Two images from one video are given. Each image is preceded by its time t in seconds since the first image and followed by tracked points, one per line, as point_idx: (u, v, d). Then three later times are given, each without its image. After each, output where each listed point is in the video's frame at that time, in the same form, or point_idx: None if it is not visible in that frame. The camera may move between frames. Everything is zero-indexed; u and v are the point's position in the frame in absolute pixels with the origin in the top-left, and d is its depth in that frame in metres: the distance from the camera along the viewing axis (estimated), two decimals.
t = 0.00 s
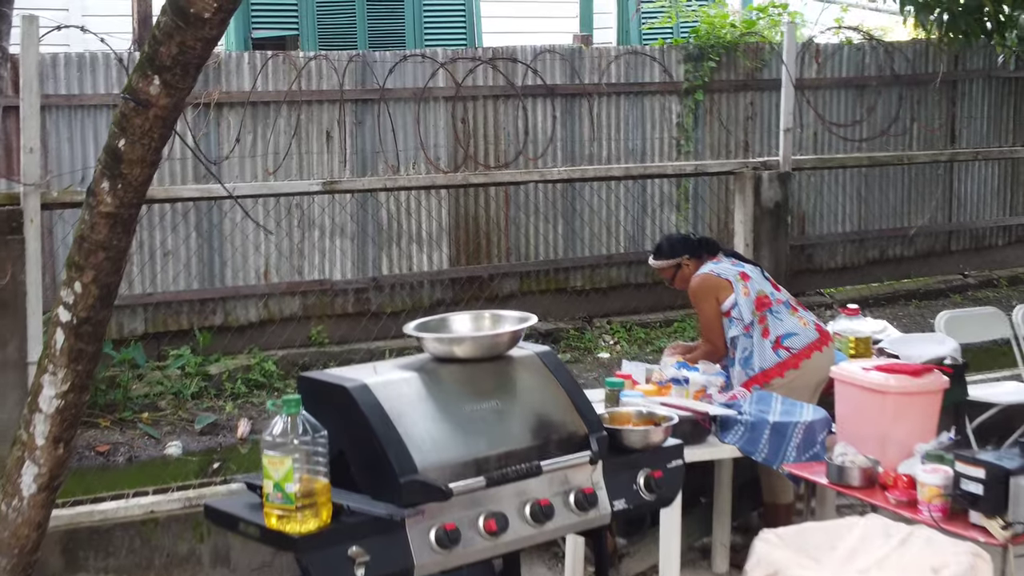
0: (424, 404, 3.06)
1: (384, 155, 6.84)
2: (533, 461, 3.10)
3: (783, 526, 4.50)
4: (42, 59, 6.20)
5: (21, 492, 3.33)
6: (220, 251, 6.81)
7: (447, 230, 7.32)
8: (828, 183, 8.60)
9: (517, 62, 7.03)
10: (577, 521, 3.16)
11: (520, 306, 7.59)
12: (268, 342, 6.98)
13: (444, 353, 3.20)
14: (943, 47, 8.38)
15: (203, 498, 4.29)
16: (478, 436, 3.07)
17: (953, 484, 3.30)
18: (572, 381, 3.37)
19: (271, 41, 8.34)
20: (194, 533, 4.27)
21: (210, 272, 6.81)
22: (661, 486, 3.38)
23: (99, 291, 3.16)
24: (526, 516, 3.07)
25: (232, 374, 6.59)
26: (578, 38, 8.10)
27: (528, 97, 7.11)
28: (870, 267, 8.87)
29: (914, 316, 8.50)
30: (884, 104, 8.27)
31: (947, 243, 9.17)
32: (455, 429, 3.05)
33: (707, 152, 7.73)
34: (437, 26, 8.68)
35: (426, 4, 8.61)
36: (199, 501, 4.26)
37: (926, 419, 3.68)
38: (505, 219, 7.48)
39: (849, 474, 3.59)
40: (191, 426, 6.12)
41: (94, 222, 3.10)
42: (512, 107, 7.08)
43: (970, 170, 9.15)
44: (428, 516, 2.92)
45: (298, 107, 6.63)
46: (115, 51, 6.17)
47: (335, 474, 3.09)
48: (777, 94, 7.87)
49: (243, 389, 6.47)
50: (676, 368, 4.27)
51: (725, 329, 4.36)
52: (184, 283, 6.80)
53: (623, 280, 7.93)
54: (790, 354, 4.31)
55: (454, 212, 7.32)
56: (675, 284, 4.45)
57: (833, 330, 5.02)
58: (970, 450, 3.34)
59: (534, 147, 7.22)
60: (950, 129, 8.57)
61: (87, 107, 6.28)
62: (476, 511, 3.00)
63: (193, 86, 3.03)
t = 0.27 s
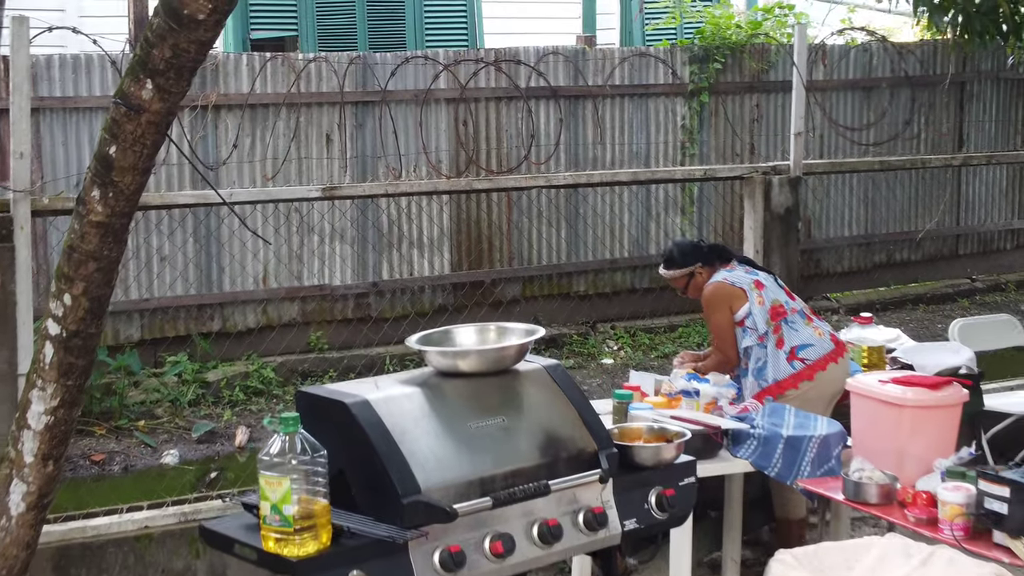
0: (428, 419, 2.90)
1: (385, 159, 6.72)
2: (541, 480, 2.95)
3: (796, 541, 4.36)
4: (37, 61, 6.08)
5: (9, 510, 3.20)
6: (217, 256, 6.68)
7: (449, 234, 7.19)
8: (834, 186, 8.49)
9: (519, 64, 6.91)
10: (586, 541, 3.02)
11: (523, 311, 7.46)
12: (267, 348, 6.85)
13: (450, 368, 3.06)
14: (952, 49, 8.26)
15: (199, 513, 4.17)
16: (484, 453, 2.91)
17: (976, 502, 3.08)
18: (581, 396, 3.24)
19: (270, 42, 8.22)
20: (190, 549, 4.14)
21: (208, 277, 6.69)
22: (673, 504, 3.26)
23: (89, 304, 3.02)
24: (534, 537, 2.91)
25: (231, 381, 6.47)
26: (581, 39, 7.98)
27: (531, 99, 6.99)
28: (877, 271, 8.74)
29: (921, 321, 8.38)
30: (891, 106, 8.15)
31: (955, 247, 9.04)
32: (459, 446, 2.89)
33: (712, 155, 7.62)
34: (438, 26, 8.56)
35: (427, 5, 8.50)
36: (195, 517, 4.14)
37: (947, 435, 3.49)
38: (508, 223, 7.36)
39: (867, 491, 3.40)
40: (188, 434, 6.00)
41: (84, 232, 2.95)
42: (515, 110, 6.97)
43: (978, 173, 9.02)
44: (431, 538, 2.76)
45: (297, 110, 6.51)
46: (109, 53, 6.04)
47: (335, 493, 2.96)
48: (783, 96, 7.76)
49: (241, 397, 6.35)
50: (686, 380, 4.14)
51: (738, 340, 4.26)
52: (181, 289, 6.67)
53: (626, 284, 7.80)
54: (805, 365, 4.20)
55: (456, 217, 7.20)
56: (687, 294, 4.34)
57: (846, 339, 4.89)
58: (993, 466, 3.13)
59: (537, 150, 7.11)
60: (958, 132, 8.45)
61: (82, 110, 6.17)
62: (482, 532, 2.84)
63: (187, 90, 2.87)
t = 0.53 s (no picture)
0: (431, 426, 2.83)
1: (385, 160, 6.65)
2: (545, 488, 2.88)
3: (804, 547, 4.30)
4: (34, 60, 6.01)
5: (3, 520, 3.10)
6: (216, 259, 6.62)
7: (449, 235, 7.13)
8: (838, 187, 8.43)
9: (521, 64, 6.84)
10: (591, 551, 2.96)
11: (524, 313, 7.39)
12: (268, 350, 6.77)
13: (456, 376, 3.00)
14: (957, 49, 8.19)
15: (197, 520, 4.11)
16: (487, 461, 2.83)
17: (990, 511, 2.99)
18: (587, 403, 3.17)
19: (269, 42, 8.15)
20: (188, 556, 4.09)
21: (206, 279, 6.62)
22: (680, 513, 3.20)
23: (84, 309, 2.89)
24: (539, 547, 2.84)
25: (230, 384, 6.40)
26: (583, 38, 7.91)
27: (532, 100, 6.93)
28: (881, 273, 8.68)
29: (925, 323, 8.32)
30: (896, 107, 8.09)
31: (959, 248, 8.97)
32: (462, 453, 2.81)
33: (715, 156, 7.55)
34: (438, 26, 8.50)
35: (427, 4, 8.43)
36: (194, 524, 4.08)
37: (957, 440, 3.42)
38: (509, 224, 7.29)
39: (877, 498, 3.31)
40: (187, 438, 5.93)
41: (78, 235, 2.82)
42: (516, 110, 6.90)
43: (983, 173, 8.96)
44: (434, 548, 2.67)
45: (297, 110, 6.44)
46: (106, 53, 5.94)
47: (334, 501, 2.88)
48: (787, 96, 7.69)
49: (240, 400, 6.29)
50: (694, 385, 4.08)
51: (747, 345, 4.21)
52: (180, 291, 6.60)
53: (629, 285, 7.73)
54: (815, 370, 4.14)
55: (456, 218, 7.13)
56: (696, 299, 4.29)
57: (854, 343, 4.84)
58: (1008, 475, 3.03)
59: (539, 151, 7.04)
60: (963, 132, 8.38)
61: (79, 110, 6.11)
62: (486, 542, 2.76)
63: (185, 91, 2.72)
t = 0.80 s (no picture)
0: (432, 430, 2.79)
1: (384, 160, 6.62)
2: (546, 492, 2.84)
3: (806, 550, 4.27)
4: (31, 60, 5.97)
5: None
6: (215, 259, 6.58)
7: (449, 235, 7.09)
8: (838, 188, 8.40)
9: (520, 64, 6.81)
10: (593, 555, 2.92)
11: (524, 314, 7.36)
12: (266, 351, 6.73)
13: (458, 379, 2.97)
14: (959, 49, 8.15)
15: (195, 523, 4.07)
16: (488, 464, 2.79)
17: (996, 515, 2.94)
18: (588, 405, 3.14)
19: (267, 41, 8.12)
20: (185, 559, 4.07)
21: (204, 280, 6.58)
22: (683, 516, 3.16)
23: (80, 310, 2.79)
24: (540, 551, 2.80)
25: (228, 385, 6.37)
26: (582, 38, 7.87)
27: (533, 100, 6.89)
28: (881, 273, 8.65)
29: (926, 324, 8.30)
30: (897, 107, 8.05)
31: (960, 248, 8.94)
32: (462, 456, 2.78)
33: (716, 156, 7.52)
34: (437, 26, 8.46)
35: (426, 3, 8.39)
36: (191, 527, 4.05)
37: (961, 443, 3.39)
38: (509, 224, 7.25)
39: (881, 501, 3.26)
40: (185, 439, 5.90)
41: (74, 236, 2.74)
42: (515, 110, 6.87)
43: (984, 173, 8.92)
44: (434, 553, 2.63)
45: (295, 110, 6.40)
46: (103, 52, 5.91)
47: (333, 505, 2.85)
48: (788, 96, 7.65)
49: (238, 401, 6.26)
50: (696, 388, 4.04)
51: (750, 347, 4.18)
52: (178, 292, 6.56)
53: (629, 286, 7.70)
54: (820, 372, 4.11)
55: (456, 218, 7.09)
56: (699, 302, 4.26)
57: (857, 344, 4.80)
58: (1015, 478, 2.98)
59: (538, 151, 7.00)
60: (964, 132, 8.35)
61: (76, 109, 6.07)
62: (486, 547, 2.72)
63: (182, 91, 2.65)
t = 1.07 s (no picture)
0: (431, 430, 2.78)
1: (383, 159, 6.60)
2: (547, 493, 2.82)
3: (808, 551, 4.25)
4: (29, 59, 5.96)
5: None
6: (213, 259, 6.56)
7: (449, 235, 7.07)
8: (839, 188, 8.38)
9: (520, 63, 6.79)
10: (594, 556, 2.90)
11: (524, 314, 7.34)
12: (265, 351, 6.71)
13: (457, 379, 2.95)
14: (959, 48, 8.13)
15: (194, 524, 4.05)
16: (489, 465, 2.78)
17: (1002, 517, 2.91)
18: (589, 406, 3.12)
19: (267, 41, 8.10)
20: (184, 560, 4.05)
21: (203, 280, 6.56)
22: (684, 518, 3.14)
23: (78, 310, 2.77)
24: (542, 552, 2.78)
25: (227, 385, 6.35)
26: (582, 37, 7.85)
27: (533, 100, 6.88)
28: (882, 273, 8.63)
29: (926, 324, 8.29)
30: (897, 107, 8.03)
31: (962, 248, 8.92)
32: (462, 457, 2.76)
33: (716, 156, 7.50)
34: (437, 26, 8.45)
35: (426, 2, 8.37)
36: (190, 527, 4.04)
37: (963, 443, 3.37)
38: (509, 224, 7.23)
39: (884, 502, 3.24)
40: (184, 440, 5.88)
41: (72, 235, 2.72)
42: (515, 110, 6.85)
43: (985, 173, 8.90)
44: (434, 554, 2.60)
45: (294, 110, 6.38)
46: (102, 52, 5.89)
47: (332, 506, 2.83)
48: (789, 95, 7.63)
49: (238, 402, 6.24)
50: (696, 387, 4.02)
51: (751, 347, 4.16)
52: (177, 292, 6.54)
53: (629, 286, 7.68)
54: (821, 372, 4.09)
55: (456, 218, 7.07)
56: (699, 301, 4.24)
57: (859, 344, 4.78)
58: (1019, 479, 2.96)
59: (538, 151, 6.98)
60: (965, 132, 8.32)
61: (74, 109, 6.05)
62: (487, 548, 2.70)
63: (181, 88, 2.63)
